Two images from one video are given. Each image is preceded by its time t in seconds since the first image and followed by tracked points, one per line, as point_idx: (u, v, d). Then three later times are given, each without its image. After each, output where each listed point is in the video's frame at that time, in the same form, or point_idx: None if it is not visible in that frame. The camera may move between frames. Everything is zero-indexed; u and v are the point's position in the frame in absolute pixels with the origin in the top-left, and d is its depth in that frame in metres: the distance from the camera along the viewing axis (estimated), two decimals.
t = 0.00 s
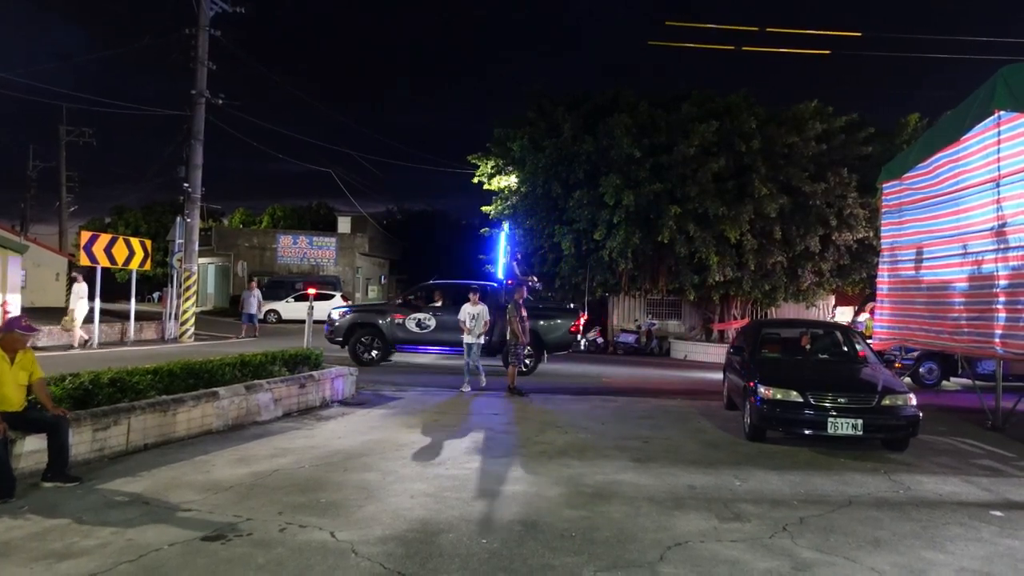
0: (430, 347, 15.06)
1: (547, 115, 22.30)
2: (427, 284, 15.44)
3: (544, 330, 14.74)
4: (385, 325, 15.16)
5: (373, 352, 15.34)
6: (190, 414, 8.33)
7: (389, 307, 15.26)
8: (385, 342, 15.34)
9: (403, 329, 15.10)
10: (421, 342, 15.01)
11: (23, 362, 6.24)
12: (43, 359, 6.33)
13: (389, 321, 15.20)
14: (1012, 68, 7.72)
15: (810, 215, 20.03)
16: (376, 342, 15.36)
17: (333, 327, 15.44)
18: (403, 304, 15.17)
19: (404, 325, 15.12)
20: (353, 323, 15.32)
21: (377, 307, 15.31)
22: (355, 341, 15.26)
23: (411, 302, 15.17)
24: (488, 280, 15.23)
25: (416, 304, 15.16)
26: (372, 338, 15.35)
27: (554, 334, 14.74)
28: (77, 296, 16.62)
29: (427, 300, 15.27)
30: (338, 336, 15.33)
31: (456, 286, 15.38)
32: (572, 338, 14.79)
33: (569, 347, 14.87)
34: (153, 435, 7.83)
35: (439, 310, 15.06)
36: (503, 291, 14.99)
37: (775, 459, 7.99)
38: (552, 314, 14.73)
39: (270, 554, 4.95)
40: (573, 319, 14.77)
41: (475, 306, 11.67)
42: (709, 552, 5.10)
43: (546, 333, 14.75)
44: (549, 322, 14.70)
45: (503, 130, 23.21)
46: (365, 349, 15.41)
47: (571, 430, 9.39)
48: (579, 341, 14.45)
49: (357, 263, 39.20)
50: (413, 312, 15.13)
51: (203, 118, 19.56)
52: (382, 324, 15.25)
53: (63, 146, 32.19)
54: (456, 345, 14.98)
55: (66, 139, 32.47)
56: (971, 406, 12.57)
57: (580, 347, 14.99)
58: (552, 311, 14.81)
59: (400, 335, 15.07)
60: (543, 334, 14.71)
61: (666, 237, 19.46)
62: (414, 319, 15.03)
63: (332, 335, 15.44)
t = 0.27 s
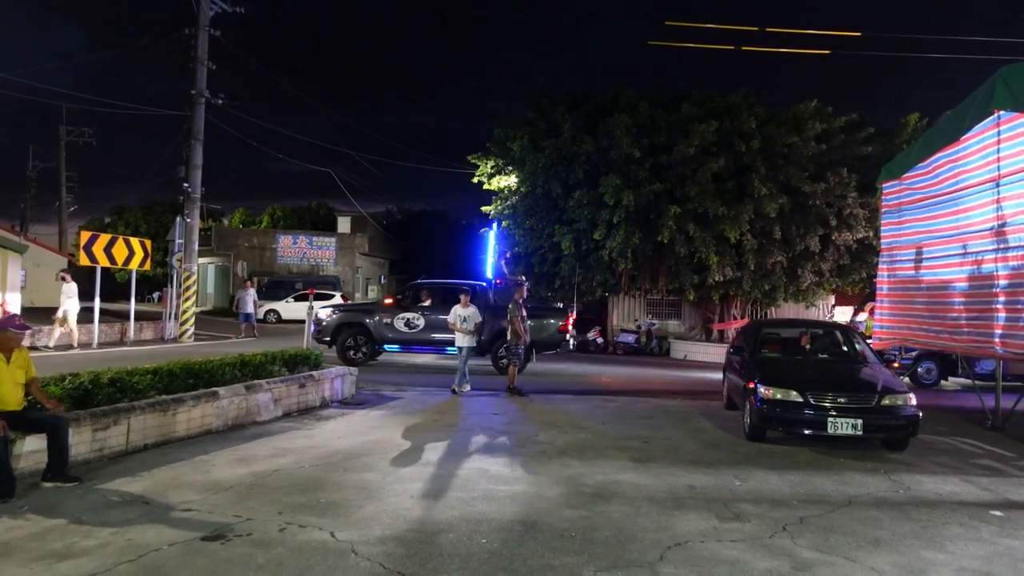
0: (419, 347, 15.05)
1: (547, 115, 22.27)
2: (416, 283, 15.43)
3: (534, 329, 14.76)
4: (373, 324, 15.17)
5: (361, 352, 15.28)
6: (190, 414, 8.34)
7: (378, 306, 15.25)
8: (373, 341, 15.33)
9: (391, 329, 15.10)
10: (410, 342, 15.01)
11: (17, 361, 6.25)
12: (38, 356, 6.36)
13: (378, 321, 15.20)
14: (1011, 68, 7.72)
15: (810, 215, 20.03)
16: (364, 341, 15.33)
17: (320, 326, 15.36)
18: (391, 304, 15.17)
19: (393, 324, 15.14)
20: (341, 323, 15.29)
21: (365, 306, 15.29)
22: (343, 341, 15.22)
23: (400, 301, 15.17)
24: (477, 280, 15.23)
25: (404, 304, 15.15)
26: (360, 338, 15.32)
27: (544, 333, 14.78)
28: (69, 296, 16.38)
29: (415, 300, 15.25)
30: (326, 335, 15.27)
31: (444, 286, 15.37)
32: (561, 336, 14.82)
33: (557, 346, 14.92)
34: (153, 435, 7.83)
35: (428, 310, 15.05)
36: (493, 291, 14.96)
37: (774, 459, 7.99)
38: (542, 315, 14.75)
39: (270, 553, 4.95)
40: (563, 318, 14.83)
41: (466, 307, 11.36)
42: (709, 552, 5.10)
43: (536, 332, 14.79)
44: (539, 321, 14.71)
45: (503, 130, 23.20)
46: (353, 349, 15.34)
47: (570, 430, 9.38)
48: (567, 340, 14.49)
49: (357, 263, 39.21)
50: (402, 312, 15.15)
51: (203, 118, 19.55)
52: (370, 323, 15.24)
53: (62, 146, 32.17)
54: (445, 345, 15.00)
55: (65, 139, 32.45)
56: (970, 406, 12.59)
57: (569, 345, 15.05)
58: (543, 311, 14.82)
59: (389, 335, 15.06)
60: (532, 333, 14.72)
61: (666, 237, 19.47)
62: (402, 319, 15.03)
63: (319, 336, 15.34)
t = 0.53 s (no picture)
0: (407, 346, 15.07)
1: (547, 115, 22.24)
2: (403, 282, 15.45)
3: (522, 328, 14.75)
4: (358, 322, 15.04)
5: (347, 351, 15.14)
6: (189, 414, 8.34)
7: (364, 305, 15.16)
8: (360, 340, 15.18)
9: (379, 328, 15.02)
10: (398, 340, 15.01)
11: (14, 358, 6.23)
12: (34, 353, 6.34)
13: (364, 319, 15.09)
14: (1011, 67, 7.72)
15: (810, 214, 20.02)
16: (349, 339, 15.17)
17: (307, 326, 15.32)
18: (379, 302, 15.13)
19: (380, 323, 15.05)
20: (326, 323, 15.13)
21: (351, 305, 15.19)
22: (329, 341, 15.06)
23: (388, 300, 15.18)
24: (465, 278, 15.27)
25: (392, 303, 15.17)
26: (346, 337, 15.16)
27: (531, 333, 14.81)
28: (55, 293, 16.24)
29: (403, 298, 15.27)
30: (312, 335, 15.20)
31: (432, 285, 15.42)
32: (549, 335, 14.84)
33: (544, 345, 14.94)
34: (153, 435, 7.83)
35: (416, 309, 15.09)
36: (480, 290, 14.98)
37: (774, 459, 7.99)
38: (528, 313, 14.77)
39: (269, 553, 4.95)
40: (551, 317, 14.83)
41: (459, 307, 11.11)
42: (708, 552, 5.10)
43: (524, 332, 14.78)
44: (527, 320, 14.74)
45: (502, 129, 23.19)
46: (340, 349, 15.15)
47: (570, 429, 9.38)
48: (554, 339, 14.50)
49: (356, 262, 39.22)
50: (390, 310, 15.12)
51: (203, 117, 19.54)
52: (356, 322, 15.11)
53: (62, 145, 32.16)
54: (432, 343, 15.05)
55: (65, 138, 32.44)
56: (970, 406, 12.61)
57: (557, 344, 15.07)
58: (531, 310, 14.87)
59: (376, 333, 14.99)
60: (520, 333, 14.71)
61: (666, 236, 19.47)
62: (390, 317, 15.03)
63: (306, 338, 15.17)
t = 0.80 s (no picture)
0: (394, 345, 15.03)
1: (546, 113, 22.19)
2: (388, 280, 15.36)
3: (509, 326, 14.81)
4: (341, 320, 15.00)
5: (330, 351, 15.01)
6: (188, 413, 8.33)
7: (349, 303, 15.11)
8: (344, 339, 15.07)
9: (363, 327, 14.96)
10: (383, 339, 14.97)
11: (9, 356, 6.18)
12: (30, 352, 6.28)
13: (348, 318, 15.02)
14: (1010, 66, 7.71)
15: (809, 213, 20.02)
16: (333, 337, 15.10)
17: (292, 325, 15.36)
18: (364, 299, 15.07)
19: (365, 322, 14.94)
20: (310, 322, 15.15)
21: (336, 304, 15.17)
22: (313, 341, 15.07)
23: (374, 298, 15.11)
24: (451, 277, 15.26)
25: (377, 301, 15.10)
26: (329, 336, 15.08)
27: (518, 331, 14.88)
28: (41, 291, 16.08)
29: (388, 296, 15.21)
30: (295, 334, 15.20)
31: (418, 282, 15.33)
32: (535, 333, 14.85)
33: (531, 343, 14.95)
34: (152, 434, 7.82)
35: (402, 308, 15.03)
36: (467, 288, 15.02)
37: (774, 457, 7.99)
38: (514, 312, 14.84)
39: (269, 552, 4.95)
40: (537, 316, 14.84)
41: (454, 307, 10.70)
42: (708, 550, 5.10)
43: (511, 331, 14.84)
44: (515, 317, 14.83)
45: (501, 128, 23.16)
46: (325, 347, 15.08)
47: (569, 428, 9.38)
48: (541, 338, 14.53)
49: (355, 261, 39.23)
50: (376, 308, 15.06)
51: (201, 116, 19.52)
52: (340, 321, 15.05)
53: (61, 144, 32.13)
54: (418, 342, 15.02)
55: (64, 137, 32.39)
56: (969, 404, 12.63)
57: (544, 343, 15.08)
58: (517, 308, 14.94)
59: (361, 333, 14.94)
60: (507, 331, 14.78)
61: (665, 235, 19.49)
62: (376, 315, 14.98)
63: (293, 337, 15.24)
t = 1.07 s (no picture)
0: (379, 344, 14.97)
1: (545, 113, 22.17)
2: (371, 280, 15.28)
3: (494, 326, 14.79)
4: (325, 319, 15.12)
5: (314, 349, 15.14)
6: (188, 413, 8.33)
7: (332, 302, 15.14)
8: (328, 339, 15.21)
9: (348, 326, 15.02)
10: (366, 339, 14.91)
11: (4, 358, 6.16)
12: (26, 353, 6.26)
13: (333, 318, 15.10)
14: (1010, 66, 7.70)
15: (809, 213, 20.02)
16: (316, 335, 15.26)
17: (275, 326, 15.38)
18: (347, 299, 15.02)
19: (350, 322, 15.01)
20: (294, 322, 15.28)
21: (321, 305, 15.24)
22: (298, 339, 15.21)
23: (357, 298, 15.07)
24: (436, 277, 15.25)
25: (361, 301, 15.06)
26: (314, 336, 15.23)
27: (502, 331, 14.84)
28: (30, 292, 15.94)
29: (372, 296, 15.16)
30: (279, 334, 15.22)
31: (402, 282, 15.24)
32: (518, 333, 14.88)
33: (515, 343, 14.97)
34: (151, 435, 7.82)
35: (386, 307, 14.97)
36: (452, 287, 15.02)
37: (774, 457, 7.99)
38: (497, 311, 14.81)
39: (268, 552, 4.95)
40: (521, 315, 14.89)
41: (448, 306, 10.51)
42: (708, 550, 5.10)
43: (496, 331, 14.83)
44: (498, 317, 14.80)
45: (500, 128, 23.16)
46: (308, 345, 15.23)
47: (569, 428, 9.38)
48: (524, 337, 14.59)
49: (355, 261, 39.24)
50: (359, 308, 15.02)
51: (201, 116, 19.52)
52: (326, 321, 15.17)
53: (60, 145, 32.12)
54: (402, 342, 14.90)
55: (63, 137, 32.38)
56: (967, 404, 12.63)
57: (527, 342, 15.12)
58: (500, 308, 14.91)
59: (346, 332, 15.01)
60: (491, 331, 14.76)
61: (665, 235, 19.51)
62: (359, 315, 14.95)
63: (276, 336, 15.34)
